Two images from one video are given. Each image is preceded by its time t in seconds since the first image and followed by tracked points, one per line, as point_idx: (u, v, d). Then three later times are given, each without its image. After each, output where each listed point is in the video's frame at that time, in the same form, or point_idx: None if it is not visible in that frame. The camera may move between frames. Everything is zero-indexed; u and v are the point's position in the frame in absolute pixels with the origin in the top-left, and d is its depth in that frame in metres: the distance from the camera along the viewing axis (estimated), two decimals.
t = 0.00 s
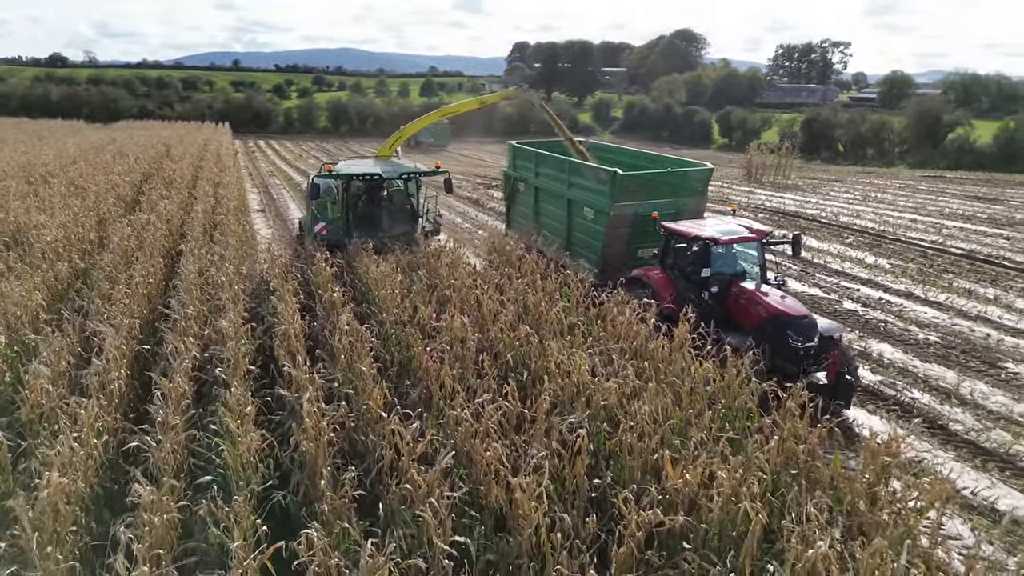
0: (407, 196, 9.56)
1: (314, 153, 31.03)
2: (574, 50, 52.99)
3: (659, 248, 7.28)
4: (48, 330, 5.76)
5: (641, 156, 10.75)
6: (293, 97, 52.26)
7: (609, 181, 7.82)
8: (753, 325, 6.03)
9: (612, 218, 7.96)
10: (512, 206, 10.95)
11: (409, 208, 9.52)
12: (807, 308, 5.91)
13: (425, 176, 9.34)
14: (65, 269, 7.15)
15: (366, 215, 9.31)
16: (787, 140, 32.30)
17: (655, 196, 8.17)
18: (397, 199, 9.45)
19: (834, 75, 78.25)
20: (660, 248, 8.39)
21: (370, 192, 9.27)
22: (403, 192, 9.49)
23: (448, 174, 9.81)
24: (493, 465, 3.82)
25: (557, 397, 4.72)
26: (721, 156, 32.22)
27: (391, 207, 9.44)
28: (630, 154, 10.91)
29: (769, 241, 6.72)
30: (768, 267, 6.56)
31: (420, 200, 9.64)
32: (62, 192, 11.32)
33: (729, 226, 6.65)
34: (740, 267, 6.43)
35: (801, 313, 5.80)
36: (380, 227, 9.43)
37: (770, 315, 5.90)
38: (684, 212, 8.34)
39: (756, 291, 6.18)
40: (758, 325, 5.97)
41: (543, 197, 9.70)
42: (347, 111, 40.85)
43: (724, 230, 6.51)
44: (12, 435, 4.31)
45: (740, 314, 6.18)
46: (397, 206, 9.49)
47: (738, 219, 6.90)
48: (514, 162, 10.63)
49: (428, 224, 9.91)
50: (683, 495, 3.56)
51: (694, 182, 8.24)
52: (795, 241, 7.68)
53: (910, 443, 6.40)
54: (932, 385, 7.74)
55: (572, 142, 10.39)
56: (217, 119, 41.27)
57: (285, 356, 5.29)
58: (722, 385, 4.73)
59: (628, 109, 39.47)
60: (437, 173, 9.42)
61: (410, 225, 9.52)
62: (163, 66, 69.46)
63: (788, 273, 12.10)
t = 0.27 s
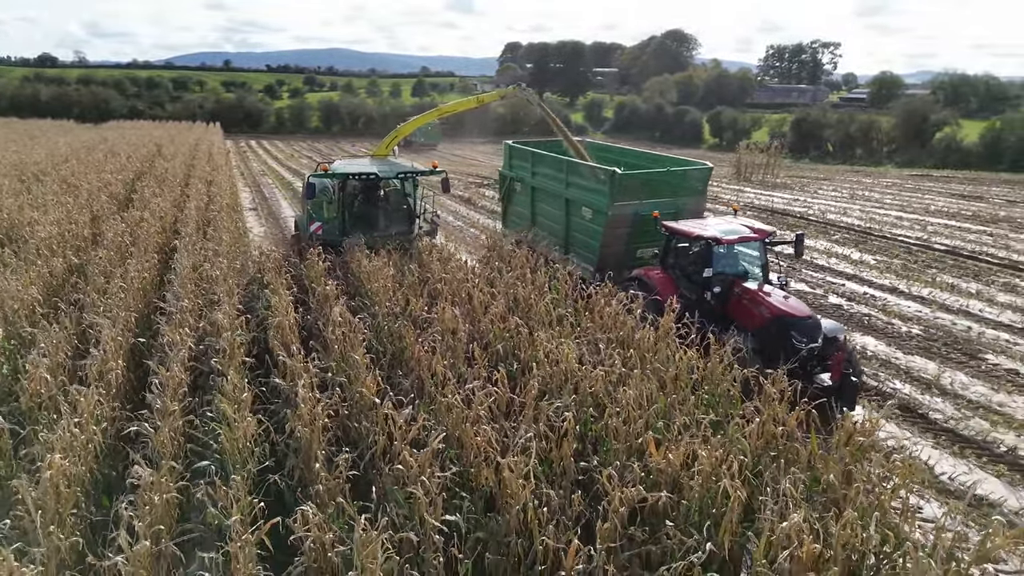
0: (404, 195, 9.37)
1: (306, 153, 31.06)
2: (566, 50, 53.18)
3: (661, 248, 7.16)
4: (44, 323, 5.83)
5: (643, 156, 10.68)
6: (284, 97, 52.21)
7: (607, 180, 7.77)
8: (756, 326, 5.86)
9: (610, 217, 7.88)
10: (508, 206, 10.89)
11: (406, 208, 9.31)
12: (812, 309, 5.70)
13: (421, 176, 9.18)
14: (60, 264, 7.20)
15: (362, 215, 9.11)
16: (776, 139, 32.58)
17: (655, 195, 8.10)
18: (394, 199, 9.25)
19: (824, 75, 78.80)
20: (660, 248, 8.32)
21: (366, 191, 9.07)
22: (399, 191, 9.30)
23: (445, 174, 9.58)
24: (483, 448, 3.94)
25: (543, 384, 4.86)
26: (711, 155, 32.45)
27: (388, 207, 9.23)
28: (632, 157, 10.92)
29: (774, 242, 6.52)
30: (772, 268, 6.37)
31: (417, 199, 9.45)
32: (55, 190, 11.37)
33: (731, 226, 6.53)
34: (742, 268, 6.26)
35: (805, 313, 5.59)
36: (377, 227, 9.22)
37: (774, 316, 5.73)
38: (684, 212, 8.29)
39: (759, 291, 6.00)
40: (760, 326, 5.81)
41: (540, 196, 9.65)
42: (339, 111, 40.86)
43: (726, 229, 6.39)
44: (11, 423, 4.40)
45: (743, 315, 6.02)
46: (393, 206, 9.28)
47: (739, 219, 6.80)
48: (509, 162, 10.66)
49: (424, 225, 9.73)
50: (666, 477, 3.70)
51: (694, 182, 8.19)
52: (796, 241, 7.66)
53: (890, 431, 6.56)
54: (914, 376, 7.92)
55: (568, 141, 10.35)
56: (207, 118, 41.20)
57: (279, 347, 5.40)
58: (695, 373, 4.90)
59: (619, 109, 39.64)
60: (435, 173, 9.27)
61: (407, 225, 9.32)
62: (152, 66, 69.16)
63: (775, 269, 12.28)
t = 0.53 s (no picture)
0: (403, 195, 9.15)
1: (299, 152, 31.12)
2: (558, 50, 53.34)
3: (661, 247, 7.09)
4: (44, 315, 5.94)
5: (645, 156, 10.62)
6: (277, 97, 52.20)
7: (608, 178, 7.76)
8: (762, 326, 5.87)
9: (611, 216, 7.86)
10: (506, 204, 10.92)
11: (404, 208, 9.12)
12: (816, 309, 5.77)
13: (421, 175, 9.07)
14: (56, 260, 7.27)
15: (360, 214, 8.90)
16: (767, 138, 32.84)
17: (656, 195, 8.02)
18: (393, 198, 9.04)
19: (815, 75, 79.25)
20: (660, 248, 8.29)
21: (365, 191, 8.86)
22: (398, 191, 9.09)
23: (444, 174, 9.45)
24: (474, 431, 4.06)
25: (533, 371, 5.01)
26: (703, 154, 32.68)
27: (386, 206, 9.02)
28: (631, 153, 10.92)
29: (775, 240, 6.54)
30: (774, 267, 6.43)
31: (416, 199, 9.27)
32: (50, 187, 11.44)
33: (734, 224, 6.49)
34: (746, 267, 6.27)
35: (810, 313, 5.65)
36: (375, 227, 9.01)
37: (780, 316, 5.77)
38: (685, 211, 8.20)
39: (763, 290, 6.03)
40: (766, 326, 5.82)
41: (540, 195, 9.65)
42: (332, 111, 40.89)
43: (729, 229, 6.33)
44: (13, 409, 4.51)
45: (747, 314, 6.02)
46: (392, 205, 9.07)
47: (741, 218, 6.77)
48: (508, 161, 10.72)
49: (423, 225, 9.56)
50: (651, 456, 3.85)
51: (695, 180, 8.13)
52: (800, 239, 7.62)
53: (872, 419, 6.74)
54: (897, 367, 8.10)
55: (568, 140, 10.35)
56: (200, 118, 41.17)
57: (276, 336, 5.53)
58: (682, 359, 5.04)
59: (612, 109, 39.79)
60: (434, 171, 9.17)
61: (406, 225, 9.13)
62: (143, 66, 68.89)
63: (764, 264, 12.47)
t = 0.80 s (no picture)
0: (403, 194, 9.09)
1: (293, 151, 31.18)
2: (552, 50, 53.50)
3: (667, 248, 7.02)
4: (44, 307, 6.05)
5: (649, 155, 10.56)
6: (271, 96, 52.18)
7: (610, 176, 7.68)
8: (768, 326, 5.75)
9: (613, 215, 7.78)
10: (507, 204, 10.86)
11: (404, 207, 9.04)
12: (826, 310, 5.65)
13: (420, 174, 9.01)
14: (54, 254, 7.35)
15: (359, 214, 8.87)
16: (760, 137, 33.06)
17: (657, 193, 7.93)
18: (392, 197, 8.96)
19: (807, 75, 79.66)
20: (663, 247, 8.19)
21: (364, 190, 8.84)
22: (398, 189, 9.03)
23: (444, 173, 9.35)
24: (469, 416, 4.16)
25: (527, 360, 5.15)
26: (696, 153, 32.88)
27: (385, 206, 8.97)
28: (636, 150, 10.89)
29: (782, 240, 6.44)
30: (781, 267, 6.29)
31: (415, 199, 9.19)
32: (46, 185, 11.52)
33: (740, 223, 6.42)
34: (752, 267, 6.16)
35: (819, 314, 5.54)
36: (374, 226, 8.98)
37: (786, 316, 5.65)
38: (688, 209, 8.07)
39: (769, 291, 5.91)
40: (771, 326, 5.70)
41: (541, 195, 9.59)
42: (326, 110, 40.93)
43: (734, 227, 6.27)
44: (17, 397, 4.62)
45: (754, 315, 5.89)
46: (391, 204, 9.01)
47: (745, 216, 6.72)
48: (508, 160, 10.72)
49: (424, 225, 9.48)
50: (639, 437, 3.98)
51: (698, 179, 8.05)
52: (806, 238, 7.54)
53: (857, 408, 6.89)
54: (882, 358, 8.26)
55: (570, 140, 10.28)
56: (193, 117, 41.16)
57: (274, 328, 5.64)
58: (672, 348, 5.18)
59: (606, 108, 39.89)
60: (434, 170, 9.12)
61: (405, 224, 9.05)
62: (136, 66, 68.74)
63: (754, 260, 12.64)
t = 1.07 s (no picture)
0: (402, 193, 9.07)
1: (287, 151, 31.20)
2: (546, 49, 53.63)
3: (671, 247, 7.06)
4: (45, 301, 6.14)
5: (651, 155, 10.48)
6: (265, 96, 52.18)
7: (614, 176, 7.54)
8: (777, 325, 5.79)
9: (616, 215, 7.65)
10: (507, 204, 10.71)
11: (404, 207, 9.02)
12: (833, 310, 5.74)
13: (421, 173, 8.94)
14: (53, 251, 7.40)
15: (359, 214, 8.79)
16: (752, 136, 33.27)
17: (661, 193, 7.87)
18: (392, 197, 8.94)
19: (800, 75, 80.01)
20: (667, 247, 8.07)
21: (364, 190, 8.76)
22: (397, 189, 9.00)
23: (444, 172, 9.26)
24: (464, 403, 4.27)
25: (519, 350, 5.28)
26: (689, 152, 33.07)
27: (385, 205, 8.92)
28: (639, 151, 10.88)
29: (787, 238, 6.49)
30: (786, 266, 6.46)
31: (414, 198, 9.18)
32: (42, 182, 11.58)
33: (746, 223, 6.41)
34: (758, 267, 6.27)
35: (827, 314, 5.63)
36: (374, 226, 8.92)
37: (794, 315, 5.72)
38: (692, 209, 8.06)
39: (776, 290, 5.97)
40: (781, 325, 5.76)
41: (542, 194, 9.44)
42: (320, 110, 40.95)
43: (742, 227, 6.26)
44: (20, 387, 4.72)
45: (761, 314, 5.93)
46: (391, 204, 8.99)
47: (751, 215, 6.70)
48: (507, 158, 10.58)
49: (423, 225, 9.46)
50: (628, 422, 4.10)
51: (701, 178, 7.99)
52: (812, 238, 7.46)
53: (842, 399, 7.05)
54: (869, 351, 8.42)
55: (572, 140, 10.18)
56: (187, 117, 41.12)
57: (272, 320, 5.76)
58: (663, 338, 5.28)
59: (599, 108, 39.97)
60: (435, 170, 9.06)
61: (405, 224, 9.02)
62: (128, 66, 68.59)
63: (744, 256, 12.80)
